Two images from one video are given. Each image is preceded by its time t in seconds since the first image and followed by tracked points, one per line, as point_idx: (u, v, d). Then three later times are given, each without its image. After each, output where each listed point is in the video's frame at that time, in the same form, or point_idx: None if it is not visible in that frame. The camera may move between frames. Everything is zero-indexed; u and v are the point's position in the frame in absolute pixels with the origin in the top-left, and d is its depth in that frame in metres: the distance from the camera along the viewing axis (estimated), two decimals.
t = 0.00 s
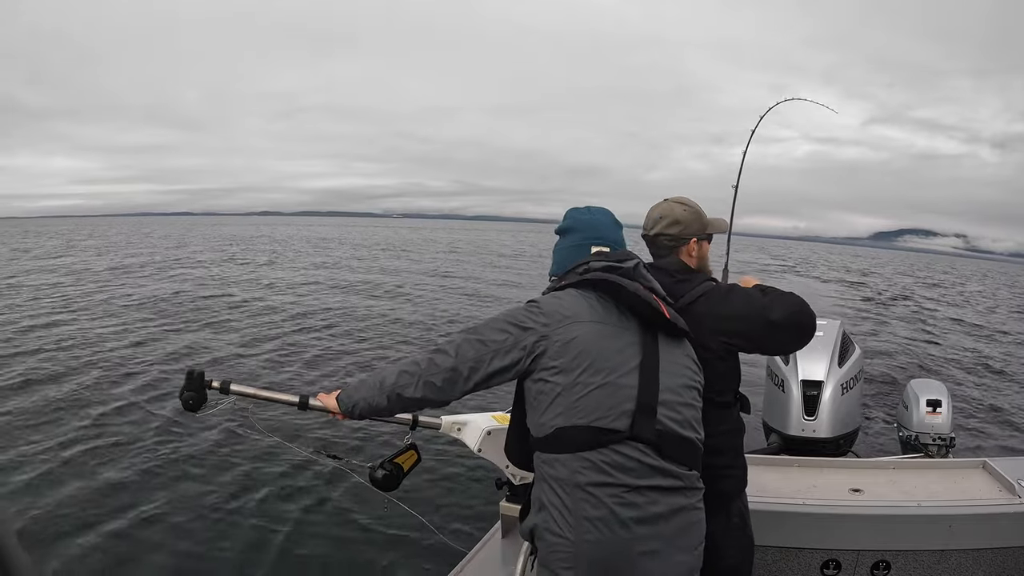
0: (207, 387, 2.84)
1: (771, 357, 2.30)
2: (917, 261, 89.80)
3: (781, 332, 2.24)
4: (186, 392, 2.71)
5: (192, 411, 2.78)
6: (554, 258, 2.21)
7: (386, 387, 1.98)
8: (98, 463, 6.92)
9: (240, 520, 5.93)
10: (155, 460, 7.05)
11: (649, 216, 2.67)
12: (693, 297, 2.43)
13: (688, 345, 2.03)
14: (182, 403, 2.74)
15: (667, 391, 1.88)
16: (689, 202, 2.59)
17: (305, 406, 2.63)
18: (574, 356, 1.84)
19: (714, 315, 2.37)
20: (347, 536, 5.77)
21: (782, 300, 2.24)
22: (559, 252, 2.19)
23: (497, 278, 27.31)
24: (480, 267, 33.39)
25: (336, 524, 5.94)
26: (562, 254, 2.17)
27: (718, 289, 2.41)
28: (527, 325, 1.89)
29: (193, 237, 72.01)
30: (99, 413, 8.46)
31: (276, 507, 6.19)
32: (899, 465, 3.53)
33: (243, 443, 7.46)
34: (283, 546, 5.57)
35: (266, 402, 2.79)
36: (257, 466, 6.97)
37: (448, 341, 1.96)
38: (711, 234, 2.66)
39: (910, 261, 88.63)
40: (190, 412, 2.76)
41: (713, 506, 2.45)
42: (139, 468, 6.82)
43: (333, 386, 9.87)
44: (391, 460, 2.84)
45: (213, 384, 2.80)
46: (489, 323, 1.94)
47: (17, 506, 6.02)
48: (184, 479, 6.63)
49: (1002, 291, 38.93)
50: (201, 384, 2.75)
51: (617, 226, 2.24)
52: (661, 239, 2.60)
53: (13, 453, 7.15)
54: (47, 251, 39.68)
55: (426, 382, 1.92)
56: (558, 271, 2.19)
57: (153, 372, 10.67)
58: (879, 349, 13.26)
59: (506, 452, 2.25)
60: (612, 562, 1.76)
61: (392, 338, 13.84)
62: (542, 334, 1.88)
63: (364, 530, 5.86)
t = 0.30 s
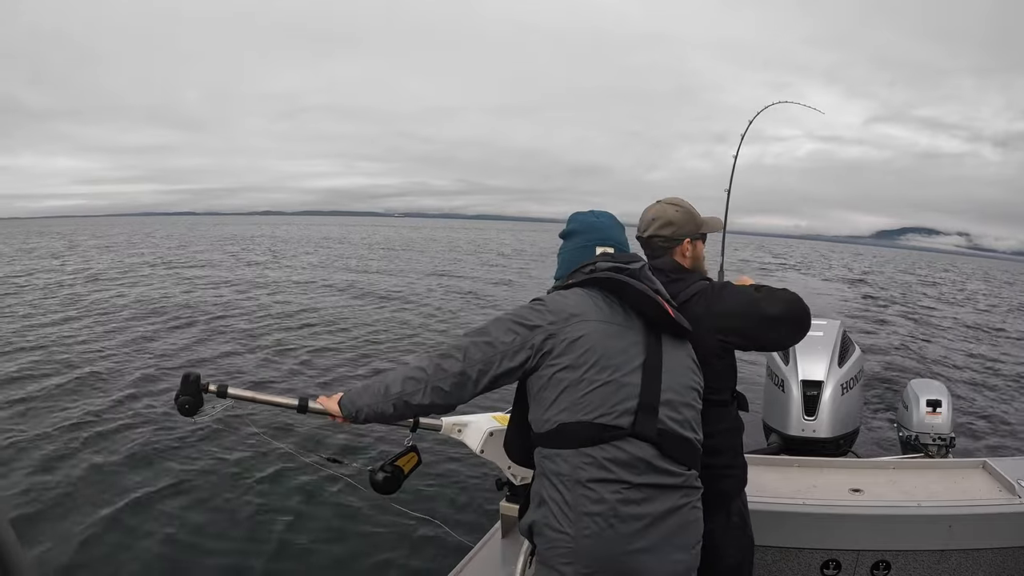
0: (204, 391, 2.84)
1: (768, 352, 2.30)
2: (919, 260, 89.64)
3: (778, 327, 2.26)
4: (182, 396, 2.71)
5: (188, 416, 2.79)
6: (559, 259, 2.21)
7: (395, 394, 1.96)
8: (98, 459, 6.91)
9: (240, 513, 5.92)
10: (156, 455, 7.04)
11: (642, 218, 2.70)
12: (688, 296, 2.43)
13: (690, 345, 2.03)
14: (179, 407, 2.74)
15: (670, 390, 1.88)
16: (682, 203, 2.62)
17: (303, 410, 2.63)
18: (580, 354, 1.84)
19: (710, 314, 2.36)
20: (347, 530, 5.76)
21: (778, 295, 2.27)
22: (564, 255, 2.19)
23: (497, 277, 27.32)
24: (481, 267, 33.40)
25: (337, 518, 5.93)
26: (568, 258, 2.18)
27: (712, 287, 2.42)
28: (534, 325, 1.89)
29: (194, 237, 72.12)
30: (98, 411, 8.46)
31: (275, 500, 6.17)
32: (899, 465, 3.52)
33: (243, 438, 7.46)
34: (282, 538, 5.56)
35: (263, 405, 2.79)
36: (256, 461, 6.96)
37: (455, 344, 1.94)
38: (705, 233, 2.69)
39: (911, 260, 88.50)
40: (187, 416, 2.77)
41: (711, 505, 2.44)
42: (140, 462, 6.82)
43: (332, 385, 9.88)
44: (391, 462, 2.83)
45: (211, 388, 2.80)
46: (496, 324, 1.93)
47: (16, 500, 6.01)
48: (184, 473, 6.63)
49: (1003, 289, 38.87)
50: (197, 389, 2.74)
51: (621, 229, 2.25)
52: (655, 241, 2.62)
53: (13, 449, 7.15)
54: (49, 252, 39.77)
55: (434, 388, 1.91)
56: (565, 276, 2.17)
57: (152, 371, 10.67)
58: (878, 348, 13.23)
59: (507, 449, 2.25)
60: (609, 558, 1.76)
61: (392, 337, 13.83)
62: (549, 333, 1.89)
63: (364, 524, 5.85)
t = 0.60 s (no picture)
0: (202, 393, 2.86)
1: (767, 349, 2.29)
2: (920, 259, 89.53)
3: (776, 323, 2.26)
4: (180, 398, 2.73)
5: (186, 417, 2.80)
6: (563, 253, 2.18)
7: (398, 390, 1.96)
8: (98, 456, 6.91)
9: (240, 510, 5.91)
10: (156, 451, 7.03)
11: (639, 219, 2.70)
12: (687, 295, 2.44)
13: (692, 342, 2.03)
14: (178, 409, 2.76)
15: (671, 389, 1.88)
16: (678, 204, 2.63)
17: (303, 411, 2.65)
18: (584, 352, 1.84)
19: (708, 314, 2.36)
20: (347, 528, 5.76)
21: (776, 291, 2.27)
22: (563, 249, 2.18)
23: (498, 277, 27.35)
24: (481, 267, 33.43)
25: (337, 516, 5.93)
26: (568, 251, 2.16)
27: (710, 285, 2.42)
28: (538, 322, 1.88)
29: (195, 237, 72.28)
30: (99, 410, 8.47)
31: (275, 497, 6.16)
32: (899, 465, 3.52)
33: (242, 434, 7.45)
34: (282, 535, 5.56)
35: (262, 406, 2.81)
36: (256, 458, 6.96)
37: (458, 341, 1.93)
38: (702, 233, 2.69)
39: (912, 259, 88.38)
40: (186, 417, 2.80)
41: (710, 504, 2.44)
42: (140, 459, 6.81)
43: (332, 385, 9.89)
44: (391, 463, 2.84)
45: (208, 390, 2.80)
46: (500, 322, 1.92)
47: (15, 496, 6.02)
48: (183, 471, 6.63)
49: (1004, 287, 38.79)
50: (195, 390, 2.75)
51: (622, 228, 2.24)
52: (652, 242, 2.62)
53: (13, 447, 7.16)
54: (51, 254, 39.96)
55: (438, 385, 1.91)
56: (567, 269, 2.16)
57: (152, 370, 10.69)
58: (878, 347, 13.21)
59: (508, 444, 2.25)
60: (608, 555, 1.76)
61: (392, 337, 13.84)
62: (552, 330, 1.88)
63: (364, 522, 5.85)
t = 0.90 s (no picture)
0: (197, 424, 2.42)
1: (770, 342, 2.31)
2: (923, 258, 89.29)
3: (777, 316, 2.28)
4: (171, 429, 2.29)
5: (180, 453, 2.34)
6: (573, 248, 2.14)
7: (433, 424, 1.84)
8: (97, 456, 6.91)
9: (240, 510, 5.91)
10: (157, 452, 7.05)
11: (644, 219, 2.70)
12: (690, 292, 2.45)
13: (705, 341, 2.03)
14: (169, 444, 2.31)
15: (686, 390, 1.88)
16: (682, 204, 2.62)
17: (315, 432, 2.30)
18: (605, 354, 1.82)
19: (712, 309, 2.37)
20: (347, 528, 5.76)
21: (777, 283, 2.29)
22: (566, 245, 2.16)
23: (500, 277, 27.38)
24: (481, 267, 33.50)
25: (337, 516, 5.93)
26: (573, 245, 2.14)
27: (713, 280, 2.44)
28: (558, 323, 1.83)
29: (197, 237, 72.44)
30: (97, 410, 8.47)
31: (274, 497, 6.16)
32: (899, 465, 3.51)
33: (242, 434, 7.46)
34: (281, 535, 5.56)
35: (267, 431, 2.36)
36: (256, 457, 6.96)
37: (485, 357, 1.82)
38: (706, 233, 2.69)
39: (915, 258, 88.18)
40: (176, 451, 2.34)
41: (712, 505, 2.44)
42: (142, 459, 6.83)
43: (333, 384, 9.91)
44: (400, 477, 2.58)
45: (206, 416, 2.36)
46: (524, 329, 1.83)
47: (14, 498, 6.01)
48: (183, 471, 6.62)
49: (1006, 287, 38.69)
50: (192, 419, 2.32)
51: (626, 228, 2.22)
52: (657, 242, 2.62)
53: (12, 447, 7.16)
54: (53, 254, 40.10)
55: (472, 407, 1.81)
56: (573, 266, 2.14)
57: (152, 370, 10.70)
58: (876, 346, 13.22)
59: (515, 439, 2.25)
60: (615, 555, 1.77)
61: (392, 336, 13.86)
62: (576, 332, 1.83)
63: (364, 522, 5.85)
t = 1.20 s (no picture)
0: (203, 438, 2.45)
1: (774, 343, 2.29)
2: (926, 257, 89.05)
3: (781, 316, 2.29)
4: (176, 445, 2.32)
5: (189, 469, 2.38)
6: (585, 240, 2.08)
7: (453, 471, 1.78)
8: (98, 460, 6.94)
9: (241, 513, 5.93)
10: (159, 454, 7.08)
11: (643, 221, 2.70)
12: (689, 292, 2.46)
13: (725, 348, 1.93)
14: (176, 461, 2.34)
15: (698, 409, 1.82)
16: (682, 206, 2.63)
17: (325, 440, 2.32)
18: (615, 380, 1.75)
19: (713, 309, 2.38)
20: (348, 531, 5.77)
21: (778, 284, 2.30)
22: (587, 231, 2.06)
23: (501, 277, 27.39)
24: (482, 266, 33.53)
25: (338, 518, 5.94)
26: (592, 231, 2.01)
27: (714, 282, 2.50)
28: (566, 347, 1.73)
29: (199, 236, 72.65)
30: (100, 411, 8.50)
31: (276, 499, 6.17)
32: (899, 465, 3.51)
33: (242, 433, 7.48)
34: (283, 539, 5.57)
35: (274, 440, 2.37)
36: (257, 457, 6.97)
37: (494, 397, 1.74)
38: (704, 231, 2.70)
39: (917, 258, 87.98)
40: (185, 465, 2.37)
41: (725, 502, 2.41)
42: (143, 462, 6.86)
43: (334, 384, 9.92)
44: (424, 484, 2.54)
45: (215, 428, 2.38)
46: (532, 360, 1.73)
47: (16, 503, 6.04)
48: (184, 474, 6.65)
49: (1008, 286, 38.60)
50: (199, 432, 2.33)
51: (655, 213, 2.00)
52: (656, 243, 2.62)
53: (14, 451, 7.19)
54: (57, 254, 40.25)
55: (489, 448, 1.75)
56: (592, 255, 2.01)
57: (154, 369, 10.73)
58: (877, 346, 13.20)
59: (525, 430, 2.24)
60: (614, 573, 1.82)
61: (392, 336, 13.88)
62: (584, 358, 1.74)
63: (365, 524, 5.86)
